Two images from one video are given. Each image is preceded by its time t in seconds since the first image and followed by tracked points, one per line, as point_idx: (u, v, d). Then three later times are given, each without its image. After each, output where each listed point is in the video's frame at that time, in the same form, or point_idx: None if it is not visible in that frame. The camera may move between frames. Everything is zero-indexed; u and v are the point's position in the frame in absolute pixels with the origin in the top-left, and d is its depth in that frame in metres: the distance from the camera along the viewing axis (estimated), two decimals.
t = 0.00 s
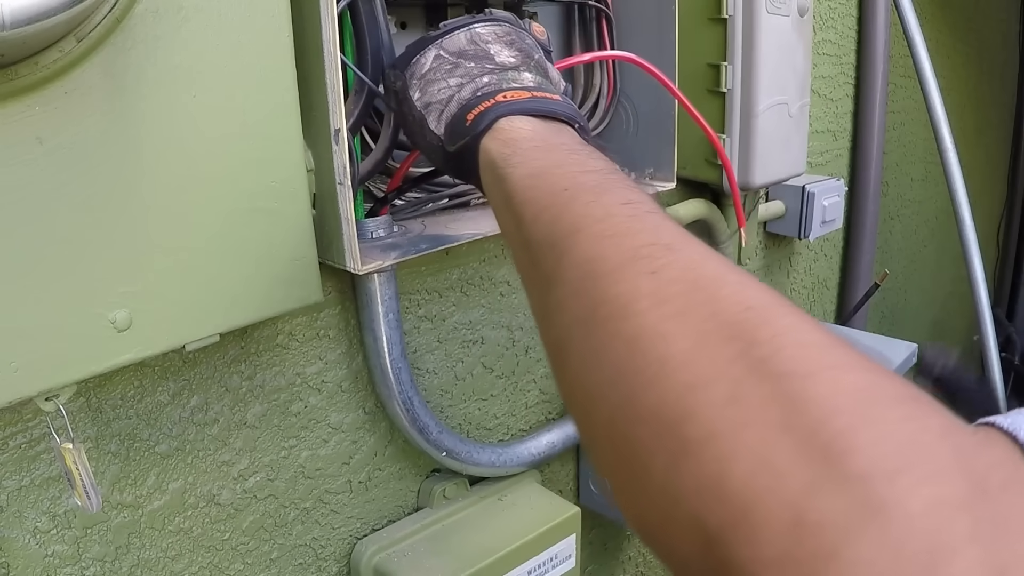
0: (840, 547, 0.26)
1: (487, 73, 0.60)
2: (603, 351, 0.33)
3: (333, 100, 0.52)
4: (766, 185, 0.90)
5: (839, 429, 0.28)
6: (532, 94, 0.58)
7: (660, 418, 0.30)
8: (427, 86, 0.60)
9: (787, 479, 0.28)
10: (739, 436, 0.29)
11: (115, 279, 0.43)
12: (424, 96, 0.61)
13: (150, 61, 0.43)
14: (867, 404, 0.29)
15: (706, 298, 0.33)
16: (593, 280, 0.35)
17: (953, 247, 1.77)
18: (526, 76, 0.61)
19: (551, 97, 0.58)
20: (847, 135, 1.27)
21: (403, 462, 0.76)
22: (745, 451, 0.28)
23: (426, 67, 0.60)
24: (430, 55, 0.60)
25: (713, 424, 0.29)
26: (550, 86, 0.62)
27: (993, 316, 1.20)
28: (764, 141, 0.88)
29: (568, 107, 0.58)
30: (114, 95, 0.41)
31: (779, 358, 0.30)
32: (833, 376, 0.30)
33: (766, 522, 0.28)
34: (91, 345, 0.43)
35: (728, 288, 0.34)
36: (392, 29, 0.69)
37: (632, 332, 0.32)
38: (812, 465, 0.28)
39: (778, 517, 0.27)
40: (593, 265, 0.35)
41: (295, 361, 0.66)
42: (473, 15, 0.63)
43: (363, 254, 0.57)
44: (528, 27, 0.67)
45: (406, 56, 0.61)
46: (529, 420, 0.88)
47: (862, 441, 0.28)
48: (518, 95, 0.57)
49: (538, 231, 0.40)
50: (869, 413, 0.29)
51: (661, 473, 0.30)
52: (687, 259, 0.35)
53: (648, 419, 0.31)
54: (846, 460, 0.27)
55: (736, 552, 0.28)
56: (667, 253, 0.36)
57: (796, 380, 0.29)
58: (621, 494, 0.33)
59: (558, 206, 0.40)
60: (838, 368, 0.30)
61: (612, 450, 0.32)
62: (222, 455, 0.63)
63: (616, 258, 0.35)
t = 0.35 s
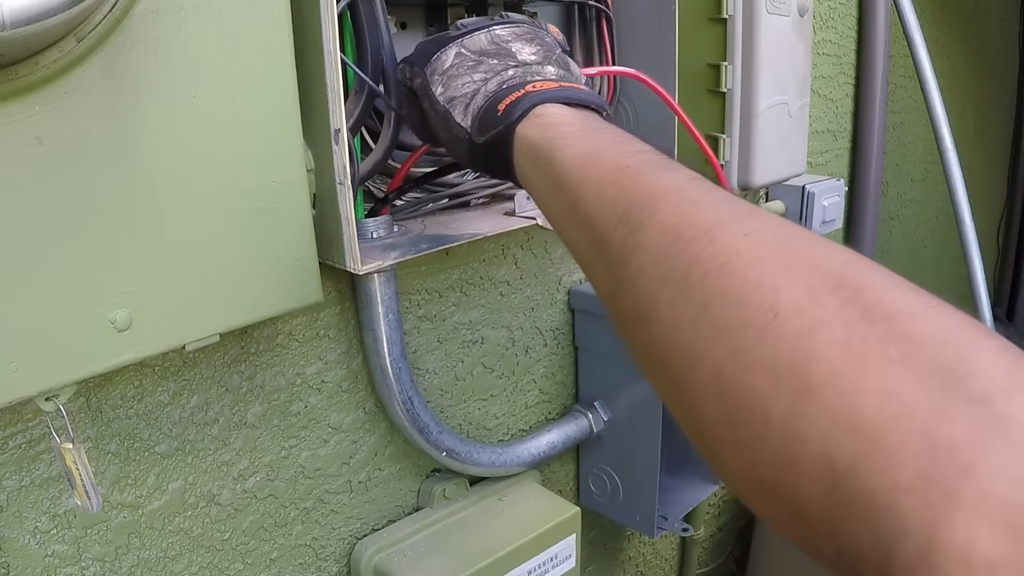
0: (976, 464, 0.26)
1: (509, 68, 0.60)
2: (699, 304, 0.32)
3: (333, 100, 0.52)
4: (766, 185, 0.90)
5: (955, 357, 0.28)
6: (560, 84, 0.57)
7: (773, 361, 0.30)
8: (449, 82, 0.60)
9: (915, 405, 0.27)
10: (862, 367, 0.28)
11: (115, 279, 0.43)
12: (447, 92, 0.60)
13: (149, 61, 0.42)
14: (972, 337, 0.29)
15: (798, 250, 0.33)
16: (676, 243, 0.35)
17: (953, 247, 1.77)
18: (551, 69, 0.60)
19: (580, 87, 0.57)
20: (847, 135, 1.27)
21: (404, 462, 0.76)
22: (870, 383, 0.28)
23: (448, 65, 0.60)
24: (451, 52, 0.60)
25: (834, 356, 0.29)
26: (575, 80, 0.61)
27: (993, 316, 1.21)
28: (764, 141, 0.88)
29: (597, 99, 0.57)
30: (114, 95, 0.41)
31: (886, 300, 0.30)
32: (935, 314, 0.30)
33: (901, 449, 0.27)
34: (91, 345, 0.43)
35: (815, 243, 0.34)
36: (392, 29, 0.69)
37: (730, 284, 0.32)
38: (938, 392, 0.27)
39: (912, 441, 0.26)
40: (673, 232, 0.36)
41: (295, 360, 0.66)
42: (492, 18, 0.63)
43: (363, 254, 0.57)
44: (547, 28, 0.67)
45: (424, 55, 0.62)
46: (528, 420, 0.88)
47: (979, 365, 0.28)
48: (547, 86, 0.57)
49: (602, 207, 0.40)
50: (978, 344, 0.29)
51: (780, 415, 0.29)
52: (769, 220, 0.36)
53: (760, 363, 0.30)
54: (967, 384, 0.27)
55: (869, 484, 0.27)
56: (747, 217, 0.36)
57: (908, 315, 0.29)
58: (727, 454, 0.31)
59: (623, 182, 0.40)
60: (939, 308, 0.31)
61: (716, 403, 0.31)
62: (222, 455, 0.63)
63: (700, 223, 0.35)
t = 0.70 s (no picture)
0: (993, 563, 0.26)
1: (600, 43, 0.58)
2: (756, 337, 0.32)
3: (333, 100, 0.52)
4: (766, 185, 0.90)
5: (993, 438, 0.28)
6: (655, 60, 0.53)
7: (812, 405, 0.30)
8: (540, 54, 0.60)
9: (941, 484, 0.27)
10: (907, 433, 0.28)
11: (115, 279, 0.43)
12: (539, 63, 0.60)
13: (150, 60, 0.43)
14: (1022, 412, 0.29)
15: (864, 290, 0.32)
16: (744, 260, 0.34)
17: (953, 247, 1.76)
18: (645, 45, 0.57)
19: (670, 64, 0.53)
20: (847, 134, 1.27)
21: (404, 462, 0.76)
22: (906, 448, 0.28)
23: (539, 36, 0.60)
24: (544, 23, 0.61)
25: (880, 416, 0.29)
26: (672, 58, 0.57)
27: (993, 315, 1.21)
28: (764, 141, 0.88)
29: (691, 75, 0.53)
30: (114, 95, 0.41)
31: (938, 356, 0.30)
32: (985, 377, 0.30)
33: (918, 525, 0.27)
34: (91, 345, 0.43)
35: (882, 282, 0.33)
36: (392, 29, 0.69)
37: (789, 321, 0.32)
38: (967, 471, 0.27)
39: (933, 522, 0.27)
40: (745, 250, 0.34)
41: (294, 360, 0.66)
42: None
43: (363, 254, 0.57)
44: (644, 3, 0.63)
45: (518, 24, 0.62)
46: (528, 420, 0.88)
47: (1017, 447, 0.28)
48: (642, 60, 0.53)
49: (678, 205, 0.38)
50: None
51: (806, 462, 0.30)
52: (838, 247, 0.34)
53: (802, 409, 0.30)
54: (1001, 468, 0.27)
55: (880, 557, 0.28)
56: (820, 240, 0.34)
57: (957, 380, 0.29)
58: (750, 482, 0.33)
59: (701, 177, 0.38)
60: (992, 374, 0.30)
61: (747, 434, 0.32)
62: (222, 455, 0.63)
63: (770, 240, 0.34)
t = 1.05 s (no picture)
0: (938, 489, 0.25)
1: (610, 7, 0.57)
2: (725, 274, 0.33)
3: (333, 100, 0.52)
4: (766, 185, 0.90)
5: (950, 372, 0.27)
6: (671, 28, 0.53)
7: (771, 336, 0.30)
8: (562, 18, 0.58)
9: (892, 410, 0.27)
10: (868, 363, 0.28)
11: (115, 280, 0.43)
12: (560, 18, 0.59)
13: (150, 60, 0.43)
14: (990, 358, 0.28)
15: (841, 238, 0.32)
16: (726, 206, 0.34)
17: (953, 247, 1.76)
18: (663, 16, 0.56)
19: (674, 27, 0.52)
20: (847, 134, 1.27)
21: (404, 462, 0.76)
22: (862, 375, 0.28)
23: None
24: None
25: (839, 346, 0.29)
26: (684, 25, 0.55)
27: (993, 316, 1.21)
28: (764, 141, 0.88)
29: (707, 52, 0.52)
30: (114, 95, 0.41)
31: (901, 296, 0.30)
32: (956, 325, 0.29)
33: (863, 449, 0.26)
34: (91, 345, 0.43)
35: (864, 238, 0.33)
36: (392, 29, 0.69)
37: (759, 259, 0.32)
38: (918, 399, 0.27)
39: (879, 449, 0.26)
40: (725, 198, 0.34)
41: (294, 360, 0.66)
42: None
43: (363, 254, 0.57)
44: None
45: None
46: (528, 420, 0.88)
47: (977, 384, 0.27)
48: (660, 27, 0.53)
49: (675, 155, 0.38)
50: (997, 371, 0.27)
51: (760, 390, 0.30)
52: (824, 203, 0.34)
53: (761, 340, 0.31)
54: (953, 400, 0.26)
55: (825, 479, 0.27)
56: (800, 190, 0.34)
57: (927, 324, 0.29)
58: (714, 425, 0.33)
59: (696, 130, 0.38)
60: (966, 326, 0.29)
61: (711, 375, 0.33)
62: (222, 455, 0.63)
63: (753, 186, 0.34)
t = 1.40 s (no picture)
0: (874, 471, 0.26)
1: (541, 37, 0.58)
2: (671, 270, 0.33)
3: (333, 101, 0.52)
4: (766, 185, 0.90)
5: (882, 356, 0.28)
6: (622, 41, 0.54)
7: (712, 330, 0.30)
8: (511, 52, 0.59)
9: (830, 397, 0.27)
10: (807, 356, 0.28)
11: (116, 280, 0.43)
12: (504, 54, 0.60)
13: (150, 60, 0.43)
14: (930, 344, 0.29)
15: (785, 230, 0.32)
16: (668, 206, 0.34)
17: (953, 246, 1.77)
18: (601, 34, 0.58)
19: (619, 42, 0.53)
20: (847, 134, 1.27)
21: (403, 462, 0.76)
22: (799, 371, 0.28)
23: (499, 31, 0.61)
24: (502, 20, 0.61)
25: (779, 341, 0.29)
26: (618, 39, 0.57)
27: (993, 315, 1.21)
28: (764, 142, 0.88)
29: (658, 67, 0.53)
30: (114, 96, 0.41)
31: (838, 285, 0.30)
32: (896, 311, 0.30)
33: (802, 435, 0.27)
34: (91, 346, 0.43)
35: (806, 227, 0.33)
36: (392, 29, 0.69)
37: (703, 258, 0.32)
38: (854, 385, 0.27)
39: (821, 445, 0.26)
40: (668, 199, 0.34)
41: (294, 361, 0.66)
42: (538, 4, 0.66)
43: (363, 254, 0.57)
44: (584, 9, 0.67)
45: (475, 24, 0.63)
46: (528, 420, 0.88)
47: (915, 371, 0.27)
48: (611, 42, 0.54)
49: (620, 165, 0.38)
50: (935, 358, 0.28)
51: (703, 380, 0.30)
52: (771, 197, 0.34)
53: (702, 335, 0.31)
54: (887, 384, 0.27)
55: (767, 466, 0.28)
56: (741, 185, 0.35)
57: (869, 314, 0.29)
58: (662, 413, 0.33)
59: (640, 132, 0.38)
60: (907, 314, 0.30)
61: (658, 364, 0.32)
62: (222, 456, 0.63)
63: (693, 188, 0.34)
